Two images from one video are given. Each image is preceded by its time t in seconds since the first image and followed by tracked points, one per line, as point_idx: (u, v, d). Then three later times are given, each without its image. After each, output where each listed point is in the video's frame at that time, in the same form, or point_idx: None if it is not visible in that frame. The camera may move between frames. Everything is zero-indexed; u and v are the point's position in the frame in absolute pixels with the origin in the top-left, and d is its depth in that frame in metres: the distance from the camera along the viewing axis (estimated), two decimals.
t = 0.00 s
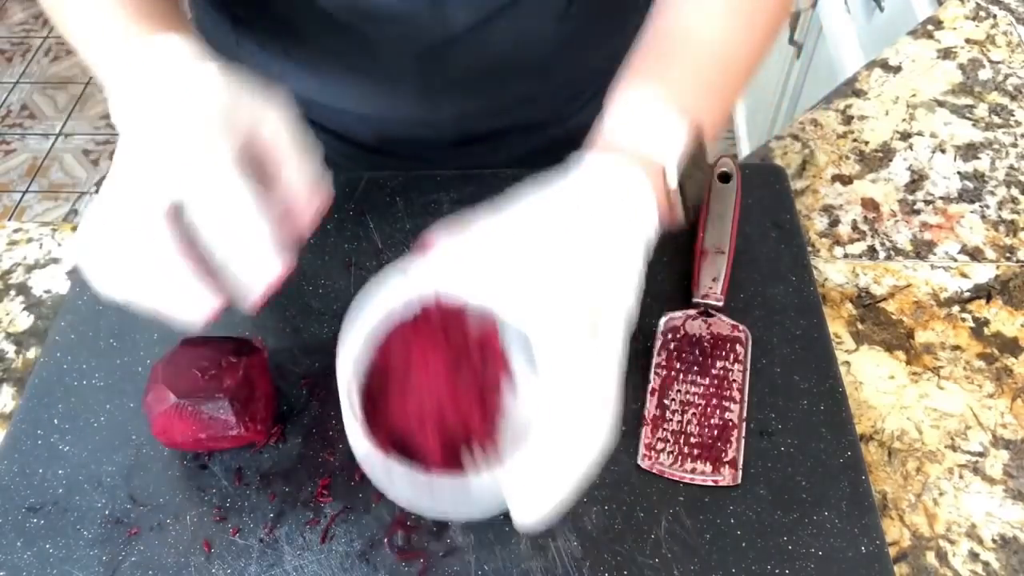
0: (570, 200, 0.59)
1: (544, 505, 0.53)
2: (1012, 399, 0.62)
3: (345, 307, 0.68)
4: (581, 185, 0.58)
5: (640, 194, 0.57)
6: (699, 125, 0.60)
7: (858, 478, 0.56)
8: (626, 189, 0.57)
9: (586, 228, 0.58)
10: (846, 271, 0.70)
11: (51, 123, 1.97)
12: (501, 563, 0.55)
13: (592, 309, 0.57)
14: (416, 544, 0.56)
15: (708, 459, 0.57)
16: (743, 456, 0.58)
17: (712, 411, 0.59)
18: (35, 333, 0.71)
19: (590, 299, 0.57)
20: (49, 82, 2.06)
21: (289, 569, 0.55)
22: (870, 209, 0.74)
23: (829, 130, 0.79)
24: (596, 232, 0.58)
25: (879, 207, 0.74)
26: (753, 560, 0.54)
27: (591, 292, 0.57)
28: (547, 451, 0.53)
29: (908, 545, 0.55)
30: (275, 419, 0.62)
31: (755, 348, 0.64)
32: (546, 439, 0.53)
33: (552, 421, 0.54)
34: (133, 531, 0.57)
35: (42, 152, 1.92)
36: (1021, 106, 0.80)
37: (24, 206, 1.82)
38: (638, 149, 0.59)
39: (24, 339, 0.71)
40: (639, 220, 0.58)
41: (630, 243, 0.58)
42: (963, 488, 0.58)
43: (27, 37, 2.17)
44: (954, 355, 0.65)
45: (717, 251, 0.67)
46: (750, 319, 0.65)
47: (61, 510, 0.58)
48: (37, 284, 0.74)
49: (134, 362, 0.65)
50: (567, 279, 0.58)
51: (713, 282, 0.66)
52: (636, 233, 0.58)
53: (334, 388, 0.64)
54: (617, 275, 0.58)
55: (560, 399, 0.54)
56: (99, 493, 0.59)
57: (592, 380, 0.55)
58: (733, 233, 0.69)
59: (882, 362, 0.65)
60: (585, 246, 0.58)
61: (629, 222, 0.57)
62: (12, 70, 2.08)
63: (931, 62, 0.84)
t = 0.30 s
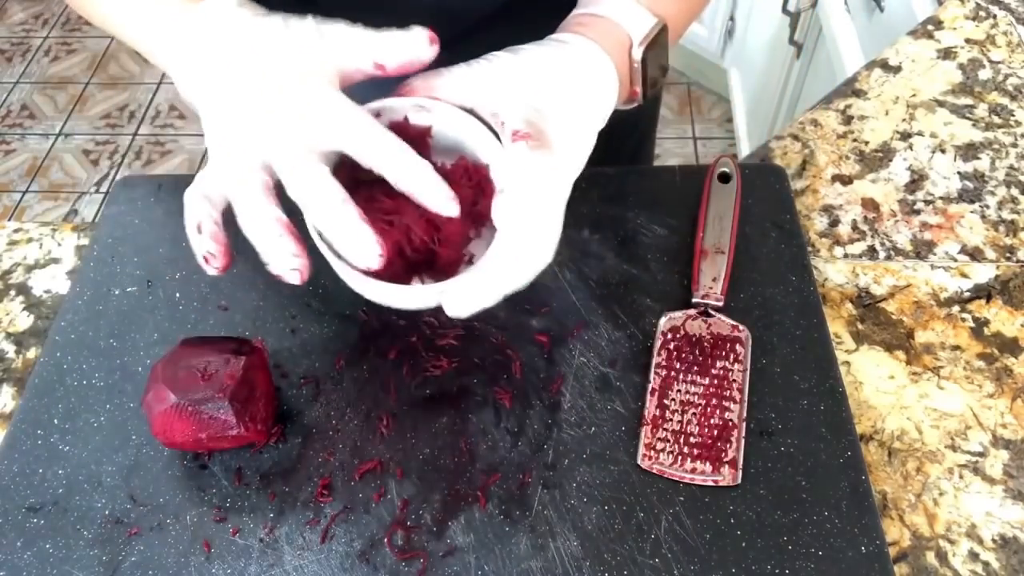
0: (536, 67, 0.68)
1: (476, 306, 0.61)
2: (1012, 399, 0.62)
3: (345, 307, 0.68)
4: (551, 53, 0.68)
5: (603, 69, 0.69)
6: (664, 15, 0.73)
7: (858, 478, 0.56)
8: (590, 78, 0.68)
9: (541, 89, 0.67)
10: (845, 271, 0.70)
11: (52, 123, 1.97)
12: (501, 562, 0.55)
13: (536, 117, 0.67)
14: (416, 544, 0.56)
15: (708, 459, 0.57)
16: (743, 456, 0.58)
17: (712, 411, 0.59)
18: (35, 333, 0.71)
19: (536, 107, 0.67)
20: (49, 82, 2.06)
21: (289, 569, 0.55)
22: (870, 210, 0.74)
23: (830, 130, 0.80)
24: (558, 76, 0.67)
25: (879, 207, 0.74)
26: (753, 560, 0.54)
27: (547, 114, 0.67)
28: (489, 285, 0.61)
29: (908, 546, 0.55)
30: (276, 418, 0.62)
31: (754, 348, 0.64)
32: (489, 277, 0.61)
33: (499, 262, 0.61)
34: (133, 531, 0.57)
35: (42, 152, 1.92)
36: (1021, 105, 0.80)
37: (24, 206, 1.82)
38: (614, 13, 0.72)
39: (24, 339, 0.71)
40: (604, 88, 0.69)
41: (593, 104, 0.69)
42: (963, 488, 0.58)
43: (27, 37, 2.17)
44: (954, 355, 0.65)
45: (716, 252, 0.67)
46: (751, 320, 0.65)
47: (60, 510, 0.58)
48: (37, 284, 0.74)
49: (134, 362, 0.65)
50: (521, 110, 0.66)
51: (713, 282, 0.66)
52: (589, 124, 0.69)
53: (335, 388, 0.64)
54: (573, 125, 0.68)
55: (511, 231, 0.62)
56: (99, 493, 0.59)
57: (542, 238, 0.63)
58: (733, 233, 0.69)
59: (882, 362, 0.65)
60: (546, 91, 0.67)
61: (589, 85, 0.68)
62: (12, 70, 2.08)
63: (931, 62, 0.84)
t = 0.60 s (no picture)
0: (548, 76, 0.69)
1: (548, 320, 0.61)
2: (1012, 399, 0.62)
3: (345, 307, 0.68)
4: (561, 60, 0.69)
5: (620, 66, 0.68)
6: (678, 15, 0.71)
7: (858, 478, 0.56)
8: (610, 76, 0.67)
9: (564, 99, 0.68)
10: (846, 271, 0.70)
11: (52, 123, 1.97)
12: (501, 563, 0.55)
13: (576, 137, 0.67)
14: (416, 544, 0.56)
15: (708, 459, 0.57)
16: (743, 456, 0.58)
17: (712, 411, 0.59)
18: (35, 333, 0.71)
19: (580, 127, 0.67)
20: (49, 82, 2.06)
21: (289, 569, 0.56)
22: (870, 210, 0.74)
23: (830, 130, 0.79)
24: (577, 80, 0.67)
25: (879, 207, 0.74)
26: (753, 560, 0.54)
27: (575, 122, 0.67)
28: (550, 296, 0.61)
29: (908, 545, 0.55)
30: (275, 419, 0.62)
31: (754, 348, 0.64)
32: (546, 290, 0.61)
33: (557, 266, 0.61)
34: (133, 531, 0.57)
35: (42, 152, 1.92)
36: (1021, 106, 0.80)
37: (24, 206, 1.82)
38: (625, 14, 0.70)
39: (23, 339, 0.71)
40: (624, 85, 0.68)
41: (616, 102, 0.68)
42: (963, 488, 0.58)
43: (27, 37, 2.17)
44: (954, 355, 0.65)
45: (716, 252, 0.67)
46: (751, 320, 0.65)
47: (60, 510, 0.58)
48: (37, 284, 0.74)
49: (134, 362, 0.65)
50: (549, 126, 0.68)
51: (713, 282, 0.66)
52: (614, 119, 0.68)
53: (335, 387, 0.64)
54: (601, 126, 0.68)
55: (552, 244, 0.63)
56: (99, 493, 0.59)
57: (591, 246, 0.63)
58: (733, 233, 0.69)
59: (882, 362, 0.65)
60: (569, 102, 0.68)
61: (609, 83, 0.67)
62: (12, 70, 2.08)
63: (931, 62, 0.84)
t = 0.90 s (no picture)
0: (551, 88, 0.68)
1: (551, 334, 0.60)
2: (1012, 399, 0.62)
3: (345, 307, 0.68)
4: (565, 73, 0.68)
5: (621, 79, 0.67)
6: (676, 26, 0.71)
7: (858, 478, 0.56)
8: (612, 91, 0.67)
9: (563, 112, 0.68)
10: (846, 271, 0.70)
11: (52, 123, 1.97)
12: (501, 563, 0.55)
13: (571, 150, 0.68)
14: (416, 544, 0.56)
15: (708, 459, 0.57)
16: (743, 456, 0.58)
17: (712, 411, 0.59)
18: (35, 333, 0.71)
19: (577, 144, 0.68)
20: (49, 82, 2.06)
21: (289, 569, 0.56)
22: (870, 210, 0.74)
23: (830, 130, 0.79)
24: (575, 95, 0.67)
25: (879, 207, 0.74)
26: (753, 560, 0.54)
27: (574, 136, 0.68)
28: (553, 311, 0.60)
29: (908, 545, 0.55)
30: (275, 419, 0.62)
31: (754, 348, 0.64)
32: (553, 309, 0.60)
33: (557, 287, 0.62)
34: (133, 531, 0.57)
35: (42, 152, 1.92)
36: (1021, 106, 0.80)
37: (25, 206, 1.82)
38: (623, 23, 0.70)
39: (23, 339, 0.71)
40: (622, 97, 0.68)
41: (614, 113, 0.68)
42: (963, 488, 0.58)
43: (27, 37, 2.17)
44: (954, 354, 0.65)
45: (716, 251, 0.68)
46: (750, 320, 0.65)
47: (60, 510, 0.58)
48: (37, 284, 0.74)
49: (134, 363, 0.65)
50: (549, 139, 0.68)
51: (713, 282, 0.66)
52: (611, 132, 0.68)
53: (334, 387, 0.64)
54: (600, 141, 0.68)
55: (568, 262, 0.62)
56: (99, 493, 0.59)
57: (595, 264, 0.62)
58: (733, 232, 0.69)
59: (882, 362, 0.65)
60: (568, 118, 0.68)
61: (608, 97, 0.67)
62: (12, 70, 2.08)
63: (931, 62, 0.84)
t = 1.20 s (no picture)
0: (557, 89, 0.67)
1: (574, 337, 0.61)
2: (1012, 399, 0.62)
3: (345, 307, 0.68)
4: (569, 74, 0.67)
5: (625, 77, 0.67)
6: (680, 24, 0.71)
7: (858, 478, 0.56)
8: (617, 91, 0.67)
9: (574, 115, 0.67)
10: (846, 271, 0.70)
11: (52, 123, 1.97)
12: (501, 563, 0.55)
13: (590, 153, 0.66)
14: (416, 544, 0.56)
15: (708, 459, 0.57)
16: (743, 456, 0.58)
17: (712, 411, 0.59)
18: (35, 333, 0.71)
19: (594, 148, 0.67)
20: (49, 82, 2.06)
21: (289, 569, 0.56)
22: (869, 210, 0.74)
23: (830, 130, 0.79)
24: (584, 95, 0.66)
25: (879, 207, 0.74)
26: (753, 560, 0.54)
27: (590, 139, 0.67)
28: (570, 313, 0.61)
29: (908, 545, 0.55)
30: (275, 419, 0.62)
31: (754, 348, 0.64)
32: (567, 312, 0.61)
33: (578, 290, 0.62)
34: (133, 531, 0.57)
35: (42, 152, 1.92)
36: (1021, 105, 0.80)
37: (24, 206, 1.82)
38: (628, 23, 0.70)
39: (23, 339, 0.71)
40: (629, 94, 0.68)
41: (621, 109, 0.67)
42: (963, 488, 0.58)
43: (27, 37, 2.17)
44: (954, 354, 0.65)
45: (716, 252, 0.68)
46: (750, 319, 0.65)
47: (60, 510, 0.58)
48: (37, 284, 0.74)
49: (134, 362, 0.65)
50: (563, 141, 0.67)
51: (713, 282, 0.66)
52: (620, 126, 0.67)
53: (335, 387, 0.64)
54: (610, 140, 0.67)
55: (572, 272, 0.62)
56: (99, 493, 0.59)
57: (606, 263, 0.62)
58: (733, 232, 0.69)
59: (882, 362, 0.65)
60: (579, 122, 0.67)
61: (613, 96, 0.67)
62: (12, 70, 2.08)
63: (931, 62, 0.84)
